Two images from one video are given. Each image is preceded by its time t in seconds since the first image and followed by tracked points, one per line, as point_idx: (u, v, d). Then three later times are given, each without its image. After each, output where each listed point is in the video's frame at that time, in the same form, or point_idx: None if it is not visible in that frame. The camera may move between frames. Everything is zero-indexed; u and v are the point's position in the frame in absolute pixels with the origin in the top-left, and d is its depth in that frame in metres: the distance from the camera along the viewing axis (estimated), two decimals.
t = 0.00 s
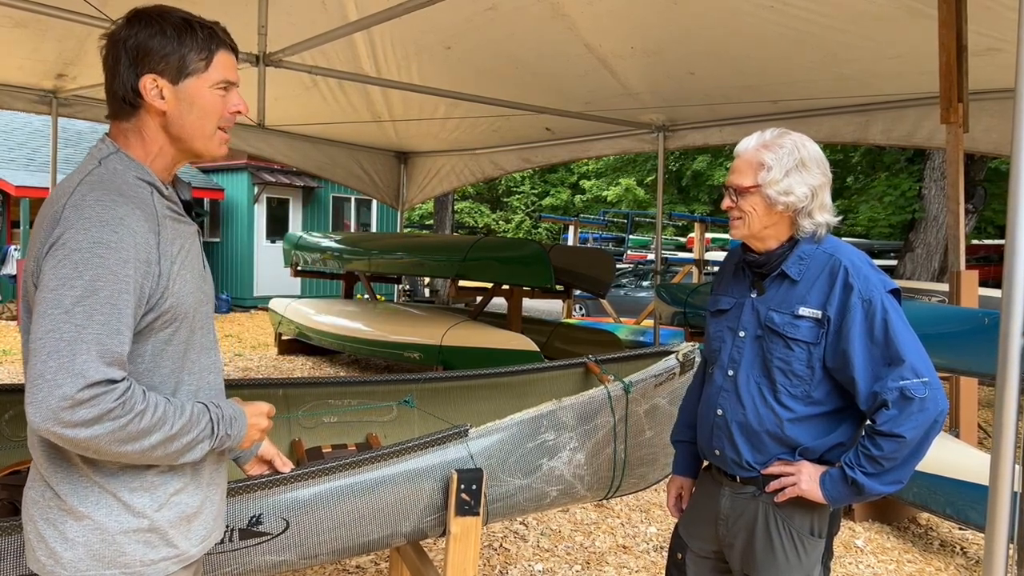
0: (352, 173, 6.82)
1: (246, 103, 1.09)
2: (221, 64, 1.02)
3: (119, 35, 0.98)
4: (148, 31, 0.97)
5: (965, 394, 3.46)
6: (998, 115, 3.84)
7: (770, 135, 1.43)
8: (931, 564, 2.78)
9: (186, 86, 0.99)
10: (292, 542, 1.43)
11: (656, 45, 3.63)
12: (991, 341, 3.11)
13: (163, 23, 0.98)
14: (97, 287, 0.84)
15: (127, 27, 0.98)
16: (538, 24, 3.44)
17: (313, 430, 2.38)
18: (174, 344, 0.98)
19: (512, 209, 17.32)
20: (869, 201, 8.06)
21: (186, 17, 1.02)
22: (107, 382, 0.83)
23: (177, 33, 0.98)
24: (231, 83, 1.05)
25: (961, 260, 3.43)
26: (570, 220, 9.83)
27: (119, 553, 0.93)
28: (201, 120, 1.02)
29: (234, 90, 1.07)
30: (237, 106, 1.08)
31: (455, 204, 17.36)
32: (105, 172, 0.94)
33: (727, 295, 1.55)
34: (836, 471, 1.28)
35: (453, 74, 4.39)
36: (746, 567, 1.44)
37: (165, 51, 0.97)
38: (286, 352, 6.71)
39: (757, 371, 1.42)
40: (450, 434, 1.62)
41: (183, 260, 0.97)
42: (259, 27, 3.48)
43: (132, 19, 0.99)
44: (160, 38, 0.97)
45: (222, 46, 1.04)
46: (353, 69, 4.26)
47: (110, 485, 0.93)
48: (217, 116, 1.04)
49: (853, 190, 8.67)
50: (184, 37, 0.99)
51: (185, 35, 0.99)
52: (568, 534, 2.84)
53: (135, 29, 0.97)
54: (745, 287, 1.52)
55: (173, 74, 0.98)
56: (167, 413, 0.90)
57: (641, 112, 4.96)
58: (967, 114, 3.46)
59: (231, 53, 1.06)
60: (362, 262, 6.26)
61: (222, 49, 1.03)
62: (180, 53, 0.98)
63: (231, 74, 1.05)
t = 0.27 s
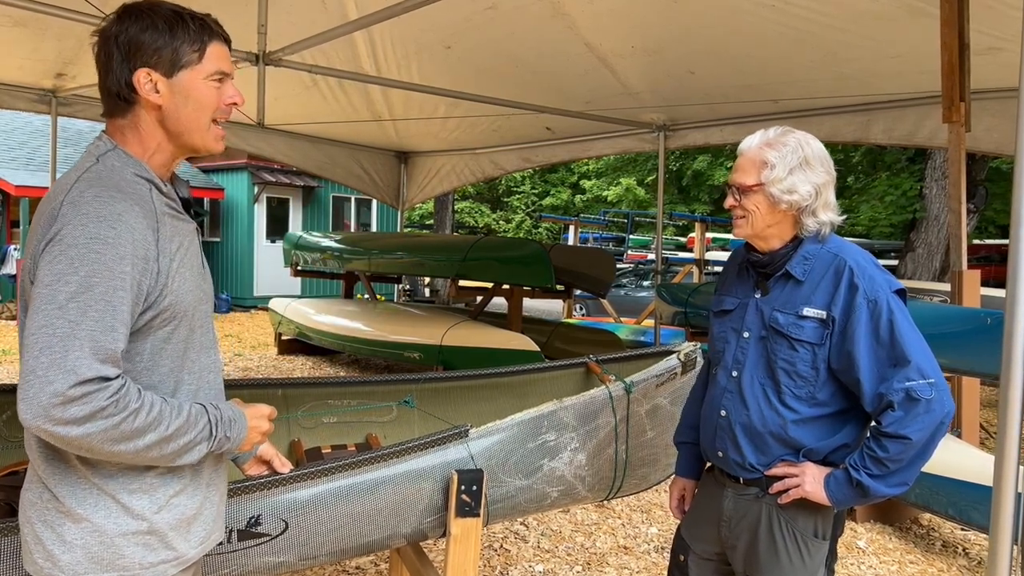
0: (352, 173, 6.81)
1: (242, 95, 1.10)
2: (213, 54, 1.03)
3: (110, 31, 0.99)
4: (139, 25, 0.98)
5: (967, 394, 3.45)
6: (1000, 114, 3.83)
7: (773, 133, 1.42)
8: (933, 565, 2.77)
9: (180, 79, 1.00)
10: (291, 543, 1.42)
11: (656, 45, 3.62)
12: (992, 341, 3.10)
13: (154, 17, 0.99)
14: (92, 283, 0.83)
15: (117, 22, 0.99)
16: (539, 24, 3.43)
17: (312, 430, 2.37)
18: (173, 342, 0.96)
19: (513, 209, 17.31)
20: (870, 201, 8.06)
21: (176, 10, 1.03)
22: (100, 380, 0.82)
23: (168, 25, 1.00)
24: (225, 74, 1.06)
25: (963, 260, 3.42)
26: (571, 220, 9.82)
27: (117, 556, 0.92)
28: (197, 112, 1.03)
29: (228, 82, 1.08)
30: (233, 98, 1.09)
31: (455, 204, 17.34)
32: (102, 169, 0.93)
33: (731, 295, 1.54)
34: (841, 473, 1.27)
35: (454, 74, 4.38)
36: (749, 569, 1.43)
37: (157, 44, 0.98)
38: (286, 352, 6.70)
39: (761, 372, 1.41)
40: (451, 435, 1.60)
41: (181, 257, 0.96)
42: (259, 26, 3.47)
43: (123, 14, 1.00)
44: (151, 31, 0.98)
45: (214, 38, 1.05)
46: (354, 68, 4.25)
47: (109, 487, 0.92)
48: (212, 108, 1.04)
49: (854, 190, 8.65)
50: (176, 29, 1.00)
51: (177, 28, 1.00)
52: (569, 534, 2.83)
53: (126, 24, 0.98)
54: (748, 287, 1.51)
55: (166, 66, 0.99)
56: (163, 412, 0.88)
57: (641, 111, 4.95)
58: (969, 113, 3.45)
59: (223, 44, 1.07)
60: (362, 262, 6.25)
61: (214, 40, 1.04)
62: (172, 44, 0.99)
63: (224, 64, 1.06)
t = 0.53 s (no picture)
0: (352, 172, 6.79)
1: (232, 93, 1.09)
2: (204, 52, 1.02)
3: (98, 26, 0.97)
4: (128, 20, 0.97)
5: (968, 395, 3.43)
6: (1002, 114, 3.81)
7: (775, 132, 1.40)
8: (935, 567, 2.75)
9: (169, 76, 0.99)
10: (286, 548, 1.40)
11: (657, 44, 3.60)
12: (994, 342, 3.08)
13: (143, 12, 0.98)
14: (76, 282, 0.81)
15: (106, 17, 0.97)
16: (538, 23, 3.41)
17: (308, 433, 2.33)
18: (164, 344, 0.95)
19: (513, 209, 17.30)
20: (871, 201, 8.04)
21: (166, 6, 1.02)
22: (82, 382, 0.80)
23: (157, 21, 0.98)
24: (216, 72, 1.05)
25: (964, 260, 3.40)
26: (571, 220, 9.80)
27: (108, 563, 0.90)
28: (186, 110, 1.02)
29: (219, 80, 1.06)
30: (223, 96, 1.08)
31: (455, 203, 17.33)
32: (89, 167, 0.92)
33: (732, 296, 1.52)
34: (843, 477, 1.25)
35: (453, 73, 4.36)
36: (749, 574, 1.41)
37: (146, 40, 0.97)
38: (285, 353, 6.68)
39: (762, 374, 1.40)
40: (447, 438, 1.58)
41: (170, 258, 0.94)
42: (257, 25, 3.45)
43: (111, 10, 0.98)
44: (141, 27, 0.97)
45: (205, 35, 1.04)
46: (353, 68, 4.24)
47: (98, 492, 0.90)
48: (203, 106, 1.03)
49: (854, 189, 8.64)
50: (166, 25, 0.99)
51: (167, 24, 0.99)
52: (568, 536, 2.81)
53: (115, 19, 0.97)
54: (750, 288, 1.49)
55: (156, 63, 0.98)
56: (150, 417, 0.86)
57: (641, 111, 4.93)
58: (971, 112, 3.43)
59: (214, 41, 1.06)
60: (361, 262, 6.23)
61: (205, 37, 1.03)
62: (162, 41, 0.98)
63: (215, 62, 1.05)
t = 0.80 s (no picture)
0: (351, 172, 6.77)
1: (219, 90, 1.07)
2: (189, 47, 1.00)
3: (80, 19, 0.95)
4: (110, 13, 0.95)
5: (970, 396, 3.40)
6: (1004, 112, 3.78)
7: (774, 129, 1.37)
8: (937, 569, 2.72)
9: (153, 70, 0.97)
10: (278, 552, 1.38)
11: (657, 43, 3.57)
12: (996, 342, 3.06)
13: (126, 5, 0.96)
14: (53, 283, 0.79)
15: (88, 10, 0.96)
16: (538, 21, 3.38)
17: (302, 434, 2.28)
18: (148, 345, 0.92)
19: (513, 209, 17.29)
20: (872, 200, 8.01)
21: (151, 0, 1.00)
22: (60, 385, 0.78)
23: (141, 15, 0.97)
24: (202, 68, 1.03)
25: (966, 260, 3.35)
26: (570, 220, 9.77)
27: (92, 570, 0.88)
28: (171, 107, 1.00)
29: (205, 76, 1.05)
30: (208, 92, 1.06)
31: (455, 203, 17.32)
32: (69, 165, 0.90)
33: (732, 296, 1.49)
34: (846, 481, 1.22)
35: (453, 72, 4.34)
36: None
37: (129, 34, 0.95)
38: (284, 353, 6.66)
39: (762, 375, 1.37)
40: (442, 441, 1.56)
41: (154, 257, 0.92)
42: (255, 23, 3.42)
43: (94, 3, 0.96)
44: (123, 20, 0.95)
45: (190, 30, 1.02)
46: (352, 67, 4.22)
47: (81, 498, 0.87)
48: (188, 102, 1.01)
49: (855, 189, 8.62)
50: (150, 19, 0.97)
51: (151, 18, 0.97)
52: (566, 538, 2.79)
53: (97, 12, 0.95)
54: (749, 288, 1.46)
55: (139, 58, 0.96)
56: (132, 421, 0.84)
57: (641, 110, 4.90)
58: (973, 110, 3.40)
59: (200, 36, 1.04)
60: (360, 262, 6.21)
61: (190, 32, 1.01)
62: (146, 35, 0.96)
63: (201, 57, 1.03)
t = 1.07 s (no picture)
0: (349, 171, 6.74)
1: (203, 85, 1.03)
2: (172, 40, 0.97)
3: (59, 9, 0.92)
4: (90, 3, 0.92)
5: (973, 397, 3.36)
6: (1007, 110, 3.74)
7: (778, 123, 1.34)
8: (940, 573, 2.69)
9: (135, 63, 0.94)
10: (265, 558, 1.33)
11: (656, 41, 3.54)
12: (999, 342, 3.02)
13: None
14: (22, 283, 0.76)
15: None
16: (536, 19, 3.35)
17: (294, 437, 2.26)
18: (125, 347, 0.89)
19: (513, 208, 17.26)
20: (873, 199, 7.97)
21: None
22: (26, 390, 0.75)
23: (122, 6, 0.93)
24: (185, 63, 1.00)
25: (968, 258, 3.31)
26: (570, 219, 9.74)
27: None
28: (152, 101, 0.96)
29: (189, 70, 1.01)
30: (192, 87, 1.02)
31: (455, 203, 17.29)
32: (43, 160, 0.87)
33: (730, 292, 1.46)
34: (847, 484, 1.19)
35: (451, 70, 4.30)
36: None
37: (109, 25, 0.92)
38: (282, 353, 6.62)
39: (760, 373, 1.34)
40: (436, 443, 1.53)
41: (132, 257, 0.89)
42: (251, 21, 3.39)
43: None
44: (104, 11, 0.92)
45: (173, 22, 0.99)
46: (349, 65, 4.19)
47: (55, 504, 0.84)
48: (171, 97, 0.98)
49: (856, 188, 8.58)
50: (131, 10, 0.94)
51: (132, 9, 0.94)
52: (564, 540, 2.75)
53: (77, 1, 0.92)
54: (748, 284, 1.43)
55: (120, 50, 0.93)
56: (102, 428, 0.81)
57: (641, 108, 4.87)
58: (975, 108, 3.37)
59: (184, 29, 1.00)
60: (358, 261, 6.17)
61: (173, 24, 0.98)
62: (127, 27, 0.93)
63: (185, 50, 0.99)
